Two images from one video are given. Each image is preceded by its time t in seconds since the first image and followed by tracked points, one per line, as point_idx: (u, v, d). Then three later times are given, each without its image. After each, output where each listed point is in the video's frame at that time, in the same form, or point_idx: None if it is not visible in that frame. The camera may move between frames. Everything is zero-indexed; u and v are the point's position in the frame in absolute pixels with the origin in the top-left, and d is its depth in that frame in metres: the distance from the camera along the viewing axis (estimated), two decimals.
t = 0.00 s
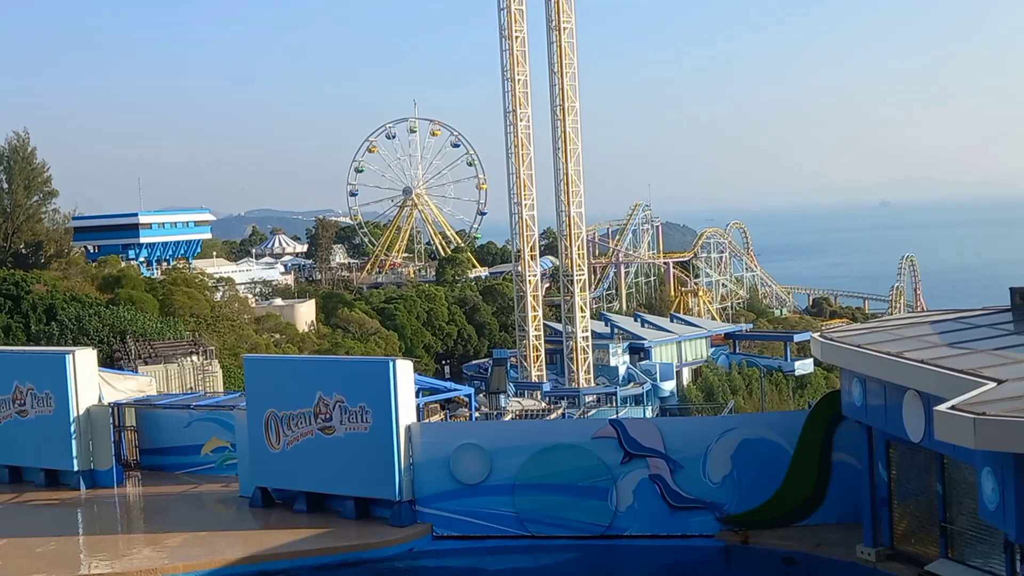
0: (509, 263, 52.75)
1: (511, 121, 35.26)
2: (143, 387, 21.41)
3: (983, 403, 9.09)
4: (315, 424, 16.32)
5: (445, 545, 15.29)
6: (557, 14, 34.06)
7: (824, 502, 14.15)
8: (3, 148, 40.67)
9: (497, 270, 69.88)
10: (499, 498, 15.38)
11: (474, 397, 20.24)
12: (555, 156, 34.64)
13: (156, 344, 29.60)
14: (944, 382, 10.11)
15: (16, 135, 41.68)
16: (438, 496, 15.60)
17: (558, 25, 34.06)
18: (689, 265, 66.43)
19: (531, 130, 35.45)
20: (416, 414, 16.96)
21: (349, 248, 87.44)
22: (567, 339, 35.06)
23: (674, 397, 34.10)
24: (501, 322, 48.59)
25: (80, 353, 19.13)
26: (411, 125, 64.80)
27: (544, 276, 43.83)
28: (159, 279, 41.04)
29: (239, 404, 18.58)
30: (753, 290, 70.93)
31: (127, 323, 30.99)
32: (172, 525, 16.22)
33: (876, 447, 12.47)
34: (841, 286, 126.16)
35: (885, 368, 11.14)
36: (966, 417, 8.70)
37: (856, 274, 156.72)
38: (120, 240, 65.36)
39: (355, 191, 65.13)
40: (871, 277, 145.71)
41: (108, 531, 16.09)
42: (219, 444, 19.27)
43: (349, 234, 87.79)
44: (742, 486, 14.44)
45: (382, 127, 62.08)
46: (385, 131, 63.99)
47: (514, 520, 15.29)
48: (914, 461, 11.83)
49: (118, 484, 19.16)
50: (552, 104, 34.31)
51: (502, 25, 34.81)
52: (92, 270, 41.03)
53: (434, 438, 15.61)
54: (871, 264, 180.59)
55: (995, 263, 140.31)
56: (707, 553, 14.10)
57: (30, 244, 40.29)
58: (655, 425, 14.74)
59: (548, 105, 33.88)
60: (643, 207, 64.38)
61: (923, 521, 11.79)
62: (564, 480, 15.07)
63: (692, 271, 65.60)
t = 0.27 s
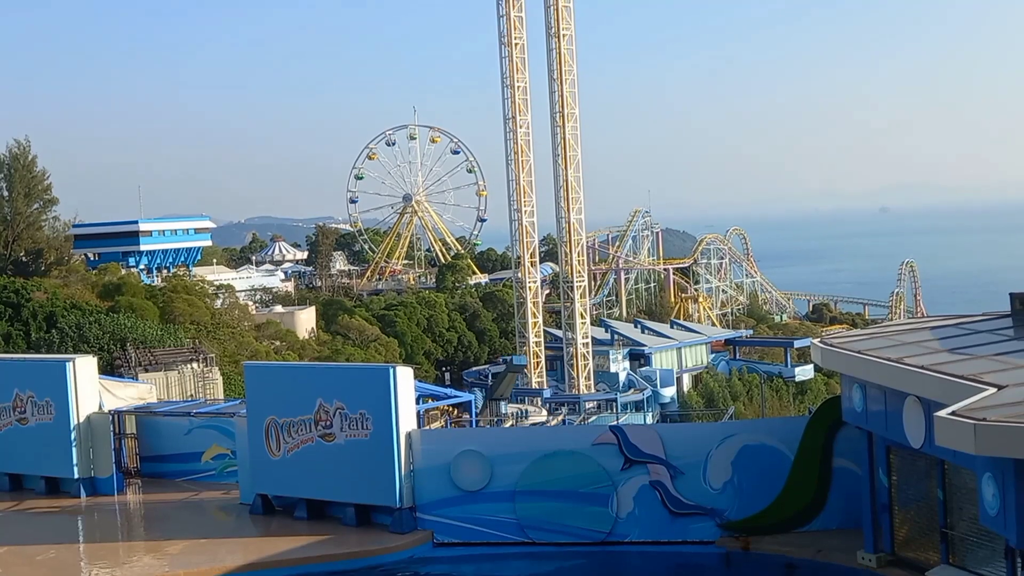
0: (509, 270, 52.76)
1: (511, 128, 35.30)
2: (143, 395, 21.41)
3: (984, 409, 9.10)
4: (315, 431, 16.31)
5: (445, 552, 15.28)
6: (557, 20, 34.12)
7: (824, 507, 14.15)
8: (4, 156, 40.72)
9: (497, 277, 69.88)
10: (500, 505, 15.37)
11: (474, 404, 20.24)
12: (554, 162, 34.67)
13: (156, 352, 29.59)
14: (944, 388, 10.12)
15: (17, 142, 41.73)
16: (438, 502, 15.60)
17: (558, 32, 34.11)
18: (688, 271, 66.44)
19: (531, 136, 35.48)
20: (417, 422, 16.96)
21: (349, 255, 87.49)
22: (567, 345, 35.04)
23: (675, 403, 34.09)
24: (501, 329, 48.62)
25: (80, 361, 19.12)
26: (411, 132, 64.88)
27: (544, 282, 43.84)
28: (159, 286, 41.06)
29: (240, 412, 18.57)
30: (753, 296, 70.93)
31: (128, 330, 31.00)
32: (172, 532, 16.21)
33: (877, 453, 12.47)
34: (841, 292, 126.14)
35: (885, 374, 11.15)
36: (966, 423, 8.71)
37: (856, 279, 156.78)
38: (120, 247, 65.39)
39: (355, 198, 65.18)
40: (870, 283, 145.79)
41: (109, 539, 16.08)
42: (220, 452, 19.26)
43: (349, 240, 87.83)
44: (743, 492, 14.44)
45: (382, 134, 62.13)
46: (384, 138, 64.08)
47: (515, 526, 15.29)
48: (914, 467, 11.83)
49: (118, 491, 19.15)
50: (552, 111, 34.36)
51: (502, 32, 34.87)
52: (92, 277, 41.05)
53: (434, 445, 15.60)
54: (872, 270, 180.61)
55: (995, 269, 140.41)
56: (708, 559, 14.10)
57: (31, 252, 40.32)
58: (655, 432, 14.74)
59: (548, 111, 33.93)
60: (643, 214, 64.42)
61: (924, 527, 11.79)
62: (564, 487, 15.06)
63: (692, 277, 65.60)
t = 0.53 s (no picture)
0: (508, 270, 52.77)
1: (510, 128, 35.28)
2: (142, 395, 21.40)
3: (983, 409, 9.10)
4: (314, 432, 16.30)
5: (444, 552, 15.27)
6: (556, 21, 34.13)
7: (824, 507, 14.15)
8: (3, 156, 40.71)
9: (496, 277, 69.88)
10: (499, 505, 15.37)
11: (473, 404, 20.23)
12: (553, 162, 34.67)
13: (155, 352, 29.58)
14: (943, 388, 10.12)
15: (16, 143, 41.71)
16: (437, 503, 15.59)
17: (556, 32, 34.12)
18: (687, 271, 66.44)
19: (530, 137, 35.48)
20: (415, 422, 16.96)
21: (348, 256, 87.48)
22: (566, 346, 35.02)
23: (674, 403, 34.09)
24: (500, 329, 48.63)
25: (79, 361, 19.12)
26: (410, 132, 64.87)
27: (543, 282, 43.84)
28: (158, 287, 41.06)
29: (239, 412, 18.57)
30: (752, 296, 70.94)
31: (127, 331, 30.99)
32: (171, 532, 16.20)
33: (876, 452, 12.48)
34: (840, 291, 126.13)
35: (883, 373, 11.15)
36: (965, 422, 8.71)
37: (855, 279, 156.82)
38: (119, 248, 65.37)
39: (354, 198, 65.16)
40: (869, 283, 145.85)
41: (108, 540, 16.07)
42: (219, 452, 19.25)
43: (348, 241, 87.82)
44: (742, 492, 14.44)
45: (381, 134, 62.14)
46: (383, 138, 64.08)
47: (514, 527, 15.28)
48: (914, 466, 11.83)
49: (117, 492, 19.14)
50: (551, 111, 34.37)
51: (501, 32, 34.89)
52: (91, 278, 41.06)
53: (433, 445, 15.60)
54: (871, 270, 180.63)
55: (993, 269, 140.48)
56: (707, 559, 14.09)
57: (29, 252, 40.27)
58: (655, 432, 14.74)
59: (547, 111, 33.94)
60: (642, 214, 64.41)
61: (923, 526, 11.78)
62: (563, 487, 15.06)
63: (691, 277, 65.60)
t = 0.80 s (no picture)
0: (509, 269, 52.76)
1: (511, 127, 35.27)
2: (143, 396, 21.41)
3: (986, 407, 9.10)
4: (316, 432, 16.32)
5: (446, 552, 15.28)
6: (556, 20, 34.12)
7: (825, 506, 14.14)
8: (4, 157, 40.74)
9: (497, 277, 69.88)
10: (501, 505, 15.37)
11: (475, 403, 20.24)
12: (554, 161, 34.67)
13: (156, 353, 29.59)
14: (945, 386, 10.11)
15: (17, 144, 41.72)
16: (440, 502, 15.60)
17: (557, 31, 34.11)
18: (689, 270, 66.40)
19: (531, 136, 35.47)
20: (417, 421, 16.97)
21: (349, 255, 87.50)
22: (568, 345, 35.00)
23: (676, 403, 34.09)
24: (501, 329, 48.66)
25: (81, 362, 19.12)
26: (411, 132, 64.87)
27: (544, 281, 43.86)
28: (160, 287, 41.07)
29: (241, 412, 18.58)
30: (753, 295, 70.90)
31: (128, 331, 30.99)
32: (173, 533, 16.22)
33: (878, 451, 12.48)
34: (842, 290, 126.06)
35: (885, 371, 11.16)
36: (967, 421, 8.70)
37: (856, 278, 156.75)
38: (121, 248, 65.41)
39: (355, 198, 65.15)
40: (870, 281, 145.75)
41: (110, 540, 16.08)
42: (221, 452, 19.26)
43: (349, 241, 87.83)
44: (744, 490, 14.44)
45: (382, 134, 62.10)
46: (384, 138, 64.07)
47: (516, 526, 15.29)
48: (915, 465, 11.83)
49: (119, 493, 19.15)
50: (552, 110, 34.37)
51: (501, 32, 34.89)
52: (92, 279, 41.09)
53: (435, 445, 15.61)
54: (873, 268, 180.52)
55: (995, 267, 140.43)
56: (709, 557, 14.09)
57: (31, 253, 40.45)
58: (656, 431, 14.75)
59: (548, 111, 33.94)
60: (643, 213, 64.40)
61: (925, 525, 11.78)
62: (565, 486, 15.06)
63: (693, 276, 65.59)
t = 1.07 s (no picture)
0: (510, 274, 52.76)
1: (511, 132, 35.30)
2: (144, 401, 21.41)
3: (986, 411, 9.09)
4: (317, 437, 16.31)
5: (447, 557, 15.26)
6: (556, 25, 34.14)
7: (827, 510, 14.12)
8: (4, 163, 40.74)
9: (498, 281, 69.89)
10: (502, 509, 15.36)
11: (476, 408, 20.22)
12: (555, 166, 34.70)
13: (157, 358, 29.60)
14: (945, 391, 10.11)
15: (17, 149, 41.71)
16: (441, 507, 15.59)
17: (557, 36, 34.15)
18: (690, 274, 66.39)
19: (531, 141, 35.49)
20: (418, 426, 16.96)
21: (350, 260, 87.51)
22: (568, 349, 34.98)
23: (677, 407, 34.09)
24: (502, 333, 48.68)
25: (81, 367, 19.12)
26: (411, 137, 64.92)
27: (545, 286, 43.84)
28: (160, 292, 41.05)
29: (241, 417, 18.57)
30: (754, 299, 70.87)
31: (129, 337, 30.98)
32: (174, 538, 16.20)
33: (879, 456, 12.48)
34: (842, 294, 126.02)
35: (886, 375, 11.16)
36: (969, 424, 8.69)
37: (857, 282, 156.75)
38: (121, 253, 65.40)
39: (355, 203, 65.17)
40: (870, 285, 145.62)
41: (111, 546, 16.07)
42: (221, 458, 19.25)
43: (349, 246, 87.86)
44: (745, 495, 14.42)
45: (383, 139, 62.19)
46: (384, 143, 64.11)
47: (517, 531, 15.26)
48: (916, 469, 11.82)
49: (120, 498, 19.14)
50: (552, 115, 34.42)
51: (501, 36, 34.95)
52: (92, 284, 41.11)
53: (435, 450, 15.61)
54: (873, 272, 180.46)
55: (996, 271, 140.45)
56: (711, 563, 14.08)
57: (32, 258, 40.24)
58: (657, 435, 14.75)
59: (548, 115, 33.98)
60: (644, 217, 64.41)
61: (926, 529, 11.76)
62: (565, 491, 15.05)
63: (693, 280, 65.59)
